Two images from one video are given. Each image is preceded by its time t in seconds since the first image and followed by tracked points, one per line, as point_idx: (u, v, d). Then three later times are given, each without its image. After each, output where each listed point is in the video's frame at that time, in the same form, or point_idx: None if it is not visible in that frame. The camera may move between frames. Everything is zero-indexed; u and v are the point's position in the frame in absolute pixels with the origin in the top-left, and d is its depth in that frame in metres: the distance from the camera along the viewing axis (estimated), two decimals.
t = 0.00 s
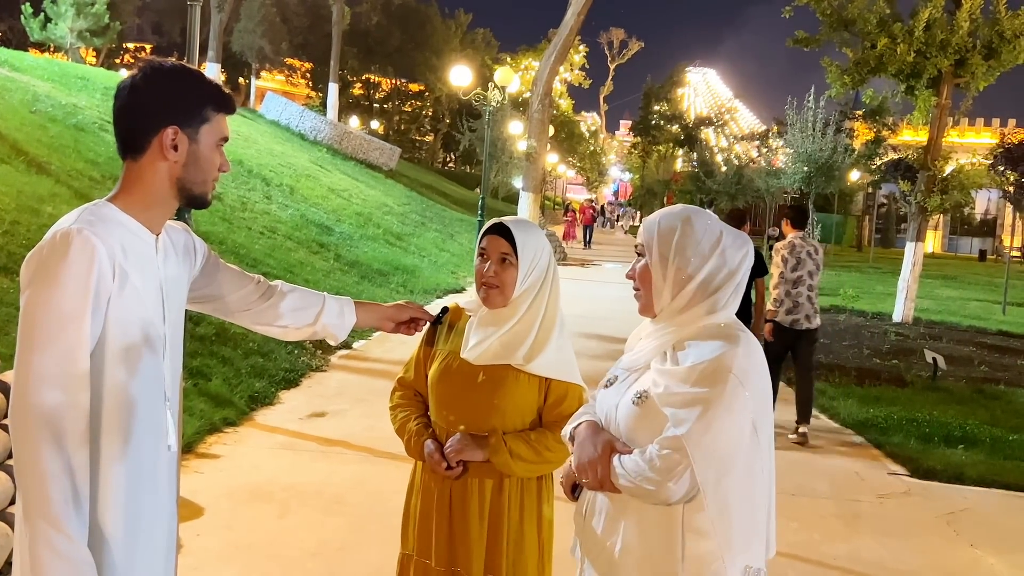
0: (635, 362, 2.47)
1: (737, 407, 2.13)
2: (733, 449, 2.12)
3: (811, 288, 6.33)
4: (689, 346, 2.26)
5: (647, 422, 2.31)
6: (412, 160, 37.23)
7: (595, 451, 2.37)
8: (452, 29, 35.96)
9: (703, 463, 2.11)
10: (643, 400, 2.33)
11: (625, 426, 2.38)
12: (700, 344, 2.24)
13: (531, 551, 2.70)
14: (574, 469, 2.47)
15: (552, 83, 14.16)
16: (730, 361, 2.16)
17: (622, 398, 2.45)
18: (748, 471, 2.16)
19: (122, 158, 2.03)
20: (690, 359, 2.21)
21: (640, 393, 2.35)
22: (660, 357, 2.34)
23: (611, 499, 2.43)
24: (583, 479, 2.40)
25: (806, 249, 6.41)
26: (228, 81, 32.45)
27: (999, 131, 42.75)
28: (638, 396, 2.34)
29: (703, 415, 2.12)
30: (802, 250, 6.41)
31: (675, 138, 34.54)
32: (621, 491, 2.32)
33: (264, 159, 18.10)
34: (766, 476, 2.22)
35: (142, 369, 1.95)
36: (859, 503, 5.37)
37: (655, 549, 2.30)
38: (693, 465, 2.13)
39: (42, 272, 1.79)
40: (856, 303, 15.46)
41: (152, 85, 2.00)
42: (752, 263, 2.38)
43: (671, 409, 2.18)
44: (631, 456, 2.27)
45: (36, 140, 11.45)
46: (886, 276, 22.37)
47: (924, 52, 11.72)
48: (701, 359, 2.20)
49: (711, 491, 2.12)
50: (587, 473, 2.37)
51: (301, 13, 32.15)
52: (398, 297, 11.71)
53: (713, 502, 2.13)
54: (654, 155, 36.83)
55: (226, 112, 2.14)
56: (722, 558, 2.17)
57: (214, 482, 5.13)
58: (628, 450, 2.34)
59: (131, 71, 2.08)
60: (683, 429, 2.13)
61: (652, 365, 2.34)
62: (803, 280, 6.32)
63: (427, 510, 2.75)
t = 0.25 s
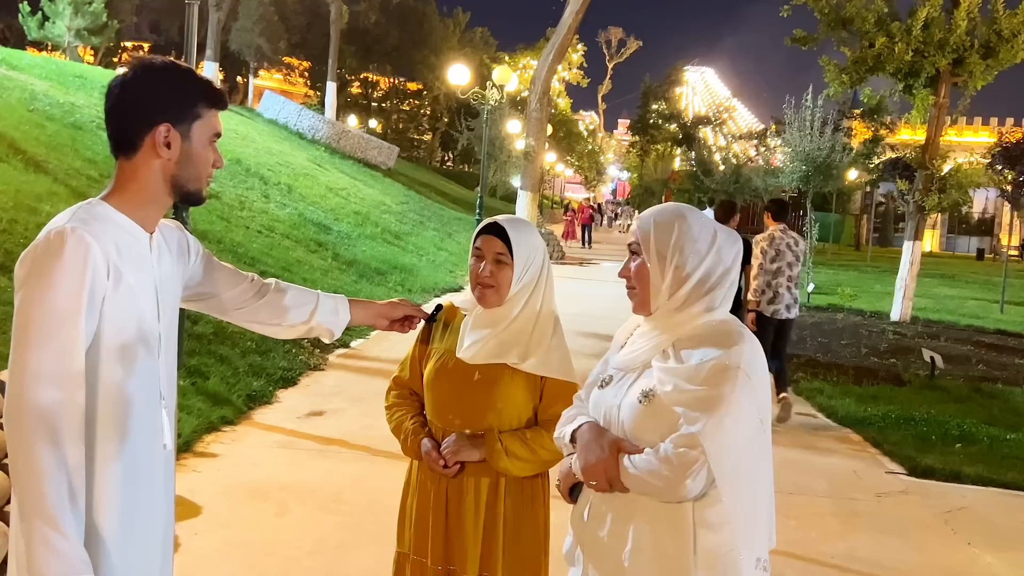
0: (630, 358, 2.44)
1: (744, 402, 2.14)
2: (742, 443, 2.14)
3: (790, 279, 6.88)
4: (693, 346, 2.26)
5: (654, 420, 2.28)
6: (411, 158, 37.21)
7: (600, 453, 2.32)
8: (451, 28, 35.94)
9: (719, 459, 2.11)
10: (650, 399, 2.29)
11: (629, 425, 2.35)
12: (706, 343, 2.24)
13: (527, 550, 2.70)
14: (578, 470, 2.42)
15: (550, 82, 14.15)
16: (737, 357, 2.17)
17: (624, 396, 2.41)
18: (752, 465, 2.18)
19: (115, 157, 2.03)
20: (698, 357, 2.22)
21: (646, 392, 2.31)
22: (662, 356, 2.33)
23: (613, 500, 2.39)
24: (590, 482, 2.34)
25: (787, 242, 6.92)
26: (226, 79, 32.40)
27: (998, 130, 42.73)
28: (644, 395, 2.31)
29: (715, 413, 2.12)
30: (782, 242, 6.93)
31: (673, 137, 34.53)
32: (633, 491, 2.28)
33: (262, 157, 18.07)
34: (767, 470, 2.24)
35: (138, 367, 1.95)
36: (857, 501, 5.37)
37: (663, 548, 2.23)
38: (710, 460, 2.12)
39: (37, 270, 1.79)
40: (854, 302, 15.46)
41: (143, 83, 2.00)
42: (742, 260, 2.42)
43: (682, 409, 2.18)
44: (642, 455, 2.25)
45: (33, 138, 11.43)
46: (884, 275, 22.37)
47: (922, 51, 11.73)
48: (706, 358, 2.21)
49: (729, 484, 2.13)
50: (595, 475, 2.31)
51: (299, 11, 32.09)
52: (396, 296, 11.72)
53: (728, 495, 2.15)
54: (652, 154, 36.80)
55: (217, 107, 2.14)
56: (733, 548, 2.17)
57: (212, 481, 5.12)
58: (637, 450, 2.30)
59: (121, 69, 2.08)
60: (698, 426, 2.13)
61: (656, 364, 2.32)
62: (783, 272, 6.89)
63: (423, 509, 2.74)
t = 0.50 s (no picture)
0: (623, 355, 2.39)
1: (748, 391, 2.15)
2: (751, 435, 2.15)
3: (774, 280, 7.01)
4: (692, 342, 2.25)
5: (656, 416, 2.25)
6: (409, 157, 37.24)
7: (608, 451, 2.26)
8: (449, 27, 35.97)
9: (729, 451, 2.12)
10: (653, 395, 2.25)
11: (632, 422, 2.29)
12: (705, 339, 2.24)
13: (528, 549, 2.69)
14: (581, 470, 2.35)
15: (549, 81, 14.13)
16: (737, 348, 2.18)
17: (625, 392, 2.35)
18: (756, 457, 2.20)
19: (107, 155, 2.03)
20: (699, 352, 2.22)
21: (650, 388, 2.27)
22: (659, 352, 2.31)
23: (617, 500, 2.33)
24: (599, 483, 2.27)
25: (773, 242, 6.97)
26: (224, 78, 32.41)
27: (996, 129, 42.72)
28: (648, 392, 2.27)
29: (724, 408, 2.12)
30: (766, 244, 6.97)
31: (672, 136, 34.60)
32: (643, 489, 2.23)
33: (260, 156, 18.07)
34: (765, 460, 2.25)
35: (135, 366, 1.95)
36: (855, 500, 5.37)
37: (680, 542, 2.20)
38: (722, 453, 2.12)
39: (34, 268, 1.79)
40: (852, 301, 15.48)
41: (131, 78, 1.99)
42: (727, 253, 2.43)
43: (690, 404, 2.17)
44: (652, 450, 2.20)
45: (32, 137, 11.42)
46: (882, 274, 22.41)
47: (920, 50, 11.73)
48: (709, 352, 2.21)
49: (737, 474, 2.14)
50: (604, 473, 2.24)
51: (298, 10, 32.11)
52: (394, 295, 11.72)
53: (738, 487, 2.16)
54: (650, 153, 36.79)
55: (205, 97, 2.13)
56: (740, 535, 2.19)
57: (211, 479, 5.12)
58: (646, 446, 2.24)
59: (108, 66, 2.08)
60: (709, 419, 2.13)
61: (656, 361, 2.29)
62: (767, 271, 7.00)
63: (421, 507, 2.75)
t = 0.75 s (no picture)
0: (608, 356, 2.37)
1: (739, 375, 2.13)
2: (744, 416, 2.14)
3: (761, 273, 7.45)
4: (677, 335, 2.24)
5: (651, 414, 2.22)
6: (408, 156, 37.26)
7: (609, 453, 2.22)
8: (448, 25, 35.96)
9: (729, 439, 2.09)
10: (647, 393, 2.23)
11: (628, 421, 2.26)
12: (690, 332, 2.22)
13: (525, 546, 2.70)
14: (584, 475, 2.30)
15: (548, 79, 14.12)
16: (723, 338, 2.16)
17: (617, 391, 2.32)
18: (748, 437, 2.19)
19: (102, 154, 2.03)
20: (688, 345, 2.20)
21: (643, 386, 2.24)
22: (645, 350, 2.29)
23: (620, 499, 2.30)
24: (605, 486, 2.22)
25: (759, 237, 7.48)
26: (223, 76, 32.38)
27: (996, 128, 42.65)
28: (640, 390, 2.24)
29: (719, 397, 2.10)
30: (753, 238, 7.47)
31: (671, 134, 34.60)
32: (647, 486, 2.20)
33: (259, 154, 18.06)
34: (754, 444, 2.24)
35: (130, 365, 1.95)
36: (854, 498, 5.38)
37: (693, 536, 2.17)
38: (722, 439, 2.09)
39: (27, 269, 1.79)
40: (850, 299, 15.49)
41: (124, 77, 1.99)
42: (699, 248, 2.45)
43: (686, 397, 2.15)
44: (653, 446, 2.17)
45: (31, 136, 11.42)
46: (881, 272, 22.42)
47: (919, 49, 11.73)
48: (696, 344, 2.19)
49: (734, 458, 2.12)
50: (608, 475, 2.21)
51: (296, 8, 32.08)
52: (393, 293, 11.73)
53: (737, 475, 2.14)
54: (649, 152, 36.77)
55: (203, 99, 2.13)
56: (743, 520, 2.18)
57: (210, 478, 5.13)
58: (646, 445, 2.20)
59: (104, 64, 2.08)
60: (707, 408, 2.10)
61: (645, 359, 2.27)
62: (754, 266, 7.46)
63: (421, 505, 2.75)
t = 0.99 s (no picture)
0: (594, 356, 2.32)
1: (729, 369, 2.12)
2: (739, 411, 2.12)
3: (751, 267, 7.53)
4: (662, 334, 2.21)
5: (642, 415, 2.19)
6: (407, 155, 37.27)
7: (604, 458, 2.18)
8: (447, 25, 35.98)
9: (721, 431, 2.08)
10: (636, 394, 2.19)
11: (620, 422, 2.22)
12: (674, 331, 2.20)
13: (526, 544, 2.71)
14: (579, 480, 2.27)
15: (547, 79, 14.12)
16: (708, 333, 2.15)
17: (606, 394, 2.27)
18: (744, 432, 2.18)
19: (98, 154, 2.03)
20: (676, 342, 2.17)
21: (632, 388, 2.20)
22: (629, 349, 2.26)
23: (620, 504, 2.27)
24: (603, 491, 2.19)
25: (749, 234, 7.66)
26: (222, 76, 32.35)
27: (995, 127, 42.68)
28: (629, 392, 2.20)
29: (710, 393, 2.09)
30: (743, 235, 7.65)
31: (670, 134, 34.58)
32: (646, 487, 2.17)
33: (259, 154, 18.05)
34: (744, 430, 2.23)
35: (126, 366, 1.95)
36: (853, 498, 5.38)
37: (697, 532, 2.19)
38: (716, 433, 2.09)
39: (23, 269, 1.79)
40: (849, 299, 15.50)
41: (119, 76, 1.99)
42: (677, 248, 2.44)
43: (677, 396, 2.13)
44: (645, 448, 2.14)
45: (30, 135, 11.42)
46: (880, 272, 22.44)
47: (918, 48, 11.73)
48: (681, 342, 2.17)
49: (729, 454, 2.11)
50: (605, 481, 2.17)
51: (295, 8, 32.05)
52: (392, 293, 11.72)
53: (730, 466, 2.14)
54: (649, 151, 36.74)
55: (199, 99, 2.13)
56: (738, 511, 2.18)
57: (209, 478, 5.12)
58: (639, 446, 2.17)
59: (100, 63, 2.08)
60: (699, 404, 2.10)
61: (631, 358, 2.23)
62: (744, 261, 7.57)
63: (421, 504, 2.75)
